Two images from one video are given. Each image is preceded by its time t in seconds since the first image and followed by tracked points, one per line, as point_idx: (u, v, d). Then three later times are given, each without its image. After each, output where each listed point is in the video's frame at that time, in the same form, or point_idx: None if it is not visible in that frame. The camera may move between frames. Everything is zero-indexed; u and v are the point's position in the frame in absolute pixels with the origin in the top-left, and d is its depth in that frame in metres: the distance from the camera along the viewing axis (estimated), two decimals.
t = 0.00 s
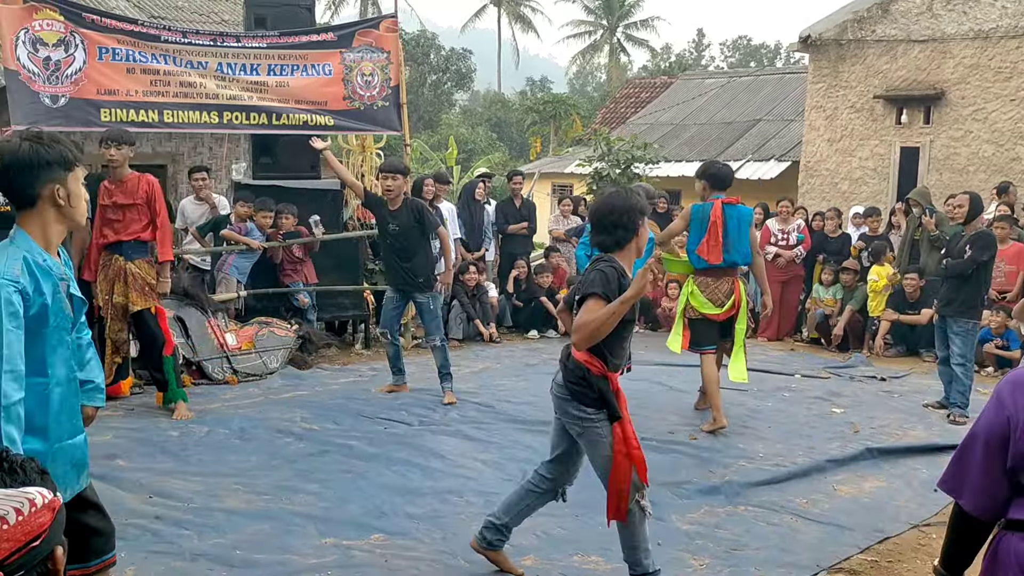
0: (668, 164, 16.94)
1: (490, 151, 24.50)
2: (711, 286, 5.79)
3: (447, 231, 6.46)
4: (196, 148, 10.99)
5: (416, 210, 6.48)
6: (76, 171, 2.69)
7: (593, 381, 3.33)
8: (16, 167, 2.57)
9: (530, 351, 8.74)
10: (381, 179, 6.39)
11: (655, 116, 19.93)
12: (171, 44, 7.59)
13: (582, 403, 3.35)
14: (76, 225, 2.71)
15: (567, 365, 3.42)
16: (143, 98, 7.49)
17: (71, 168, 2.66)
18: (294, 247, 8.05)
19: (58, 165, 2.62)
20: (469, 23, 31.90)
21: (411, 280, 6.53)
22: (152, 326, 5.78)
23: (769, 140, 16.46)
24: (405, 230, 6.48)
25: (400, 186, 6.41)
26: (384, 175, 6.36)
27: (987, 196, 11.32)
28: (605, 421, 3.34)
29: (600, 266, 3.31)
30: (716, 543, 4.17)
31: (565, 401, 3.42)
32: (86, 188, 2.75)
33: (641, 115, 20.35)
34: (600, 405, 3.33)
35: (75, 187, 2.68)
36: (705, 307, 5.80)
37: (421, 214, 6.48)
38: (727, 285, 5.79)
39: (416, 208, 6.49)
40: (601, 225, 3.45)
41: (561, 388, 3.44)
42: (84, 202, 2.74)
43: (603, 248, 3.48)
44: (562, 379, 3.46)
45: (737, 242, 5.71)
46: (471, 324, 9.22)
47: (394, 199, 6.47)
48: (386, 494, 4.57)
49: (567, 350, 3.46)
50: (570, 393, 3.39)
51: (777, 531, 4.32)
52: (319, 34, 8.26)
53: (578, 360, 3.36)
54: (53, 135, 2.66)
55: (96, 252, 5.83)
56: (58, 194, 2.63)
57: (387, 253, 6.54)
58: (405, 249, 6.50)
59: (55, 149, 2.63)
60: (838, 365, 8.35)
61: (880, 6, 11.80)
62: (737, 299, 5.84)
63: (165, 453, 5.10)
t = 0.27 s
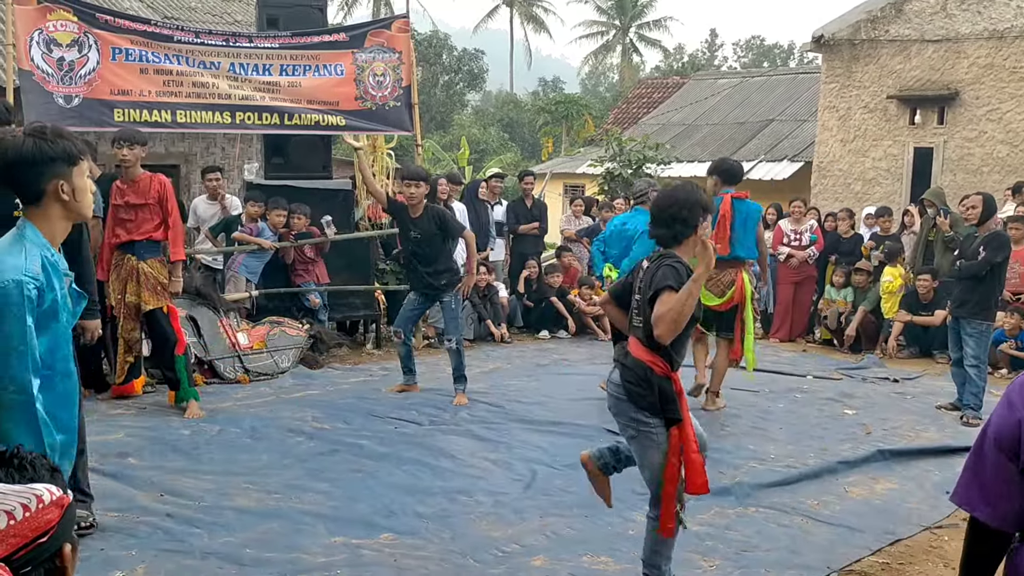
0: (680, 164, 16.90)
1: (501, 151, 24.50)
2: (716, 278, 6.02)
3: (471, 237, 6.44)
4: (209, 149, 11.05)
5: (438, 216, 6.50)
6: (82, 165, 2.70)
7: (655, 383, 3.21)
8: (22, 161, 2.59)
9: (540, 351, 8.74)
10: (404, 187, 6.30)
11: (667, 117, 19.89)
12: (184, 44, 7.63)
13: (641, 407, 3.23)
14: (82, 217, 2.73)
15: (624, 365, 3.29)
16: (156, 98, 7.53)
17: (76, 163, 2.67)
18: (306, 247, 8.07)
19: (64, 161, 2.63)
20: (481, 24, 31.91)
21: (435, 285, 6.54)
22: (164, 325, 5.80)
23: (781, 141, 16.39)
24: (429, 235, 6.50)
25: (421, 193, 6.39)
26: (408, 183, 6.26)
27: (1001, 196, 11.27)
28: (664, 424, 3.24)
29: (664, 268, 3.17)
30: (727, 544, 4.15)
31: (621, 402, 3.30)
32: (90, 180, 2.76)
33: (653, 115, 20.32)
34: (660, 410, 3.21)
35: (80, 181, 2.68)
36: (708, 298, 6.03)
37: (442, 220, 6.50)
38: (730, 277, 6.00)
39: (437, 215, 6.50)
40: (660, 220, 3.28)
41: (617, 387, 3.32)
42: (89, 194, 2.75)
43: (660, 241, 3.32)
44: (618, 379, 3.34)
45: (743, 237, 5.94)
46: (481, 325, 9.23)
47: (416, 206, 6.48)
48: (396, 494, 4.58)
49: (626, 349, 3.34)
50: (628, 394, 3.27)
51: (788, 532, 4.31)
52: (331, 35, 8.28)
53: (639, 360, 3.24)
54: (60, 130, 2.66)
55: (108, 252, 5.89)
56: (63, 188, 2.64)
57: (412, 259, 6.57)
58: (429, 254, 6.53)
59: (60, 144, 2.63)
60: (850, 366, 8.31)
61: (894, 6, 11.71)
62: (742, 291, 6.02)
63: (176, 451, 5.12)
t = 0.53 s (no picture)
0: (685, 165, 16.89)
1: (507, 151, 24.49)
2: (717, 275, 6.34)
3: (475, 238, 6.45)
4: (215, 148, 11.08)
5: (445, 219, 6.47)
6: (83, 164, 2.60)
7: (701, 393, 3.25)
8: (21, 159, 2.50)
9: (545, 351, 8.74)
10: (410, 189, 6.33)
11: (673, 117, 19.87)
12: (190, 44, 7.65)
13: (687, 416, 3.28)
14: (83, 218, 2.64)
15: (671, 374, 3.34)
16: (162, 97, 7.55)
17: (78, 163, 2.58)
18: (311, 247, 8.08)
19: (64, 159, 2.54)
20: (487, 24, 31.92)
21: (439, 286, 6.63)
22: (170, 324, 5.82)
23: (787, 142, 16.36)
24: (435, 238, 6.52)
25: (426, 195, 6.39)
26: (413, 186, 6.29)
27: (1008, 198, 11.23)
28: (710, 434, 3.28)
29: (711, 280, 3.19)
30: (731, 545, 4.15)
31: (667, 411, 3.34)
32: (92, 179, 2.67)
33: (659, 116, 20.31)
34: (706, 420, 3.26)
35: (82, 180, 2.60)
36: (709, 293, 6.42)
37: (447, 223, 6.47)
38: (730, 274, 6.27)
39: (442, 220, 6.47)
40: (710, 232, 3.27)
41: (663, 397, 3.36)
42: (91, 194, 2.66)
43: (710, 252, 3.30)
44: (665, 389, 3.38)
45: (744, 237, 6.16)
46: (486, 325, 9.23)
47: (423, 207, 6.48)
48: (401, 493, 4.59)
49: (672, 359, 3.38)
50: (674, 404, 3.31)
51: (792, 534, 4.30)
52: (337, 34, 8.28)
53: (685, 371, 3.29)
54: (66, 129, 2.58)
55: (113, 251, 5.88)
56: (64, 187, 2.55)
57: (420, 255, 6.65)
58: (435, 255, 6.57)
59: (61, 143, 2.55)
60: (856, 368, 8.29)
61: (901, 7, 11.71)
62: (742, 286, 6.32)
63: (181, 450, 5.14)
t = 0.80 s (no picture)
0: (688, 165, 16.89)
1: (509, 152, 24.50)
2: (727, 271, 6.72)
3: (464, 241, 6.47)
4: (218, 148, 11.12)
5: (433, 222, 6.49)
6: (84, 164, 2.60)
7: (767, 409, 3.19)
8: (22, 156, 2.54)
9: (548, 351, 8.75)
10: (399, 193, 6.41)
11: (676, 118, 19.88)
12: (195, 44, 7.67)
13: (750, 434, 3.22)
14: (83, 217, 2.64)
15: (736, 390, 3.27)
16: (167, 97, 7.56)
17: (75, 162, 2.57)
18: (315, 247, 8.10)
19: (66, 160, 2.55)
20: (490, 24, 31.95)
21: (427, 289, 6.60)
22: (173, 324, 5.79)
23: (790, 142, 16.35)
24: (422, 241, 6.52)
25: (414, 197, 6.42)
26: (402, 190, 6.38)
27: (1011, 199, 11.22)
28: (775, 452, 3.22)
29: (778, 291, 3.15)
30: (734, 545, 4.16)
31: (732, 428, 3.29)
32: (96, 178, 2.67)
33: (662, 116, 20.33)
34: (770, 437, 3.20)
35: (80, 180, 2.59)
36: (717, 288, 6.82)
37: (436, 226, 6.48)
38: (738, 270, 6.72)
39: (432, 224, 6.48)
40: (774, 244, 3.23)
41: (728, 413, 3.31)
42: (93, 193, 2.65)
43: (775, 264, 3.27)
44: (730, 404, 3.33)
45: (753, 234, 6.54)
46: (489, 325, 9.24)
47: (410, 210, 6.50)
48: (404, 493, 4.59)
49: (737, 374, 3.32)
50: (738, 421, 3.25)
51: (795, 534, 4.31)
52: (341, 35, 8.30)
53: (751, 387, 3.23)
54: (65, 127, 2.57)
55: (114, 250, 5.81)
56: (58, 186, 2.55)
57: (405, 259, 6.65)
58: (423, 258, 6.57)
59: (61, 141, 2.55)
60: (858, 369, 8.29)
61: (904, 8, 11.70)
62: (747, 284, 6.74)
63: (185, 449, 5.15)
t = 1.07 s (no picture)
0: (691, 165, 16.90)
1: (512, 152, 24.52)
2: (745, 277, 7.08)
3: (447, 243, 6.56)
4: (222, 149, 11.16)
5: (422, 226, 6.57)
6: (92, 169, 2.59)
7: (814, 410, 3.37)
8: (31, 159, 2.54)
9: (550, 352, 8.77)
10: (388, 198, 6.43)
11: (678, 118, 19.90)
12: (198, 46, 7.69)
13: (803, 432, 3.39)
14: (90, 221, 2.64)
15: (786, 391, 3.44)
16: (171, 99, 7.58)
17: (81, 168, 2.56)
18: (318, 248, 8.13)
19: (72, 164, 2.55)
20: (492, 25, 31.99)
21: (411, 292, 6.65)
22: (177, 324, 5.82)
23: (792, 143, 16.36)
24: (411, 245, 6.57)
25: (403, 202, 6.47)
26: (394, 195, 6.40)
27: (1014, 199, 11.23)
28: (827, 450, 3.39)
29: (829, 296, 3.27)
30: (737, 546, 4.17)
31: (784, 429, 3.46)
32: (107, 182, 2.66)
33: (664, 117, 20.34)
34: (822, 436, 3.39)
35: (86, 184, 2.59)
36: (737, 294, 7.12)
37: (426, 230, 6.57)
38: (754, 275, 7.11)
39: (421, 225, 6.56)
40: (828, 249, 3.36)
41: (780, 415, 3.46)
42: (102, 199, 2.65)
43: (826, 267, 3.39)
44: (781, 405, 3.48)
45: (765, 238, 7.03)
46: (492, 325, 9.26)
47: (399, 216, 6.54)
48: (408, 493, 4.61)
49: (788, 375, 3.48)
50: (789, 421, 3.42)
51: (797, 534, 4.32)
52: (344, 36, 8.31)
53: (800, 389, 3.39)
54: (74, 131, 2.56)
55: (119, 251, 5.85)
56: (63, 191, 2.56)
57: (387, 264, 6.66)
58: (409, 262, 6.60)
59: (69, 147, 2.54)
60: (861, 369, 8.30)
61: (906, 9, 11.70)
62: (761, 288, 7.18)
63: (189, 449, 5.17)
